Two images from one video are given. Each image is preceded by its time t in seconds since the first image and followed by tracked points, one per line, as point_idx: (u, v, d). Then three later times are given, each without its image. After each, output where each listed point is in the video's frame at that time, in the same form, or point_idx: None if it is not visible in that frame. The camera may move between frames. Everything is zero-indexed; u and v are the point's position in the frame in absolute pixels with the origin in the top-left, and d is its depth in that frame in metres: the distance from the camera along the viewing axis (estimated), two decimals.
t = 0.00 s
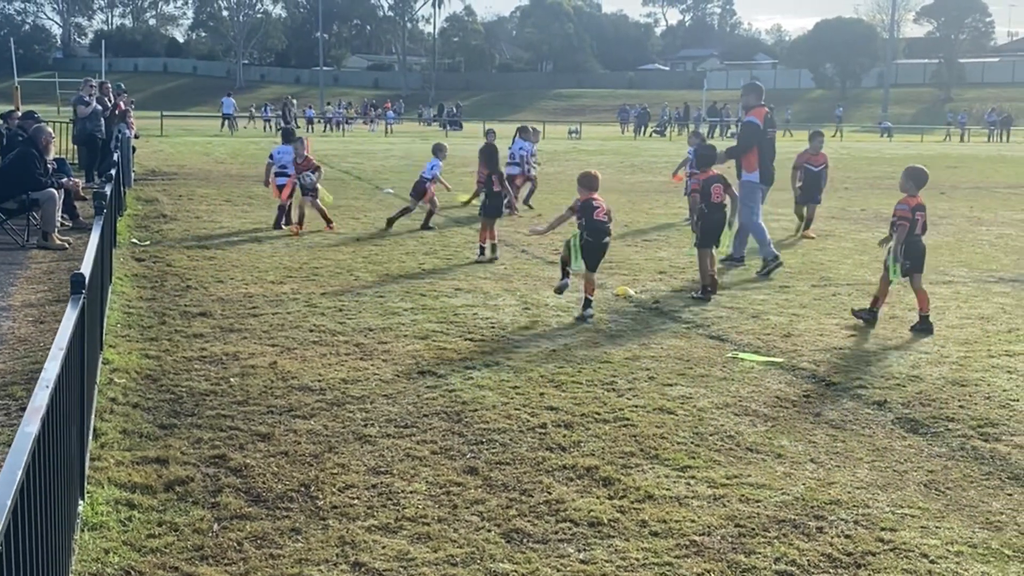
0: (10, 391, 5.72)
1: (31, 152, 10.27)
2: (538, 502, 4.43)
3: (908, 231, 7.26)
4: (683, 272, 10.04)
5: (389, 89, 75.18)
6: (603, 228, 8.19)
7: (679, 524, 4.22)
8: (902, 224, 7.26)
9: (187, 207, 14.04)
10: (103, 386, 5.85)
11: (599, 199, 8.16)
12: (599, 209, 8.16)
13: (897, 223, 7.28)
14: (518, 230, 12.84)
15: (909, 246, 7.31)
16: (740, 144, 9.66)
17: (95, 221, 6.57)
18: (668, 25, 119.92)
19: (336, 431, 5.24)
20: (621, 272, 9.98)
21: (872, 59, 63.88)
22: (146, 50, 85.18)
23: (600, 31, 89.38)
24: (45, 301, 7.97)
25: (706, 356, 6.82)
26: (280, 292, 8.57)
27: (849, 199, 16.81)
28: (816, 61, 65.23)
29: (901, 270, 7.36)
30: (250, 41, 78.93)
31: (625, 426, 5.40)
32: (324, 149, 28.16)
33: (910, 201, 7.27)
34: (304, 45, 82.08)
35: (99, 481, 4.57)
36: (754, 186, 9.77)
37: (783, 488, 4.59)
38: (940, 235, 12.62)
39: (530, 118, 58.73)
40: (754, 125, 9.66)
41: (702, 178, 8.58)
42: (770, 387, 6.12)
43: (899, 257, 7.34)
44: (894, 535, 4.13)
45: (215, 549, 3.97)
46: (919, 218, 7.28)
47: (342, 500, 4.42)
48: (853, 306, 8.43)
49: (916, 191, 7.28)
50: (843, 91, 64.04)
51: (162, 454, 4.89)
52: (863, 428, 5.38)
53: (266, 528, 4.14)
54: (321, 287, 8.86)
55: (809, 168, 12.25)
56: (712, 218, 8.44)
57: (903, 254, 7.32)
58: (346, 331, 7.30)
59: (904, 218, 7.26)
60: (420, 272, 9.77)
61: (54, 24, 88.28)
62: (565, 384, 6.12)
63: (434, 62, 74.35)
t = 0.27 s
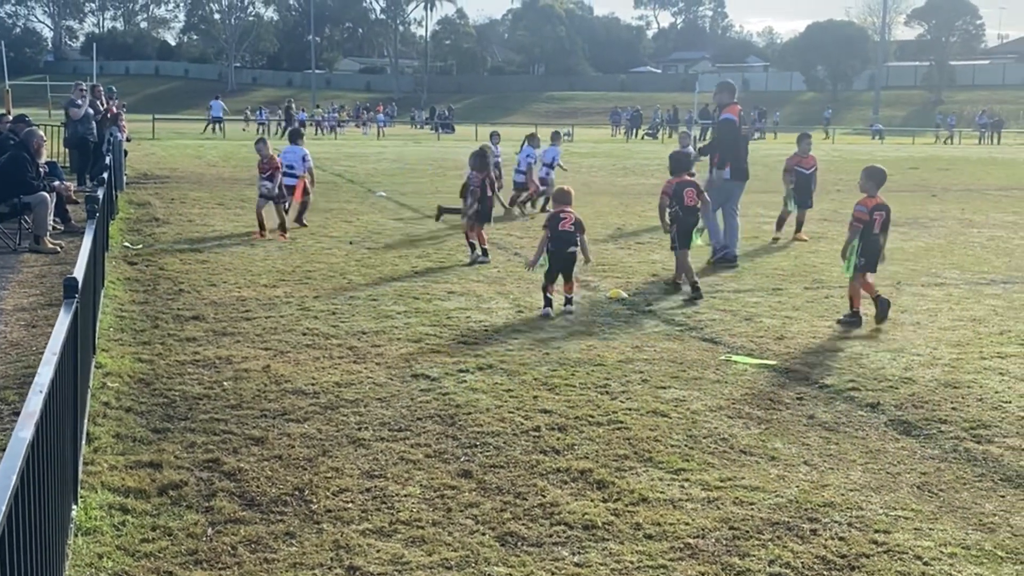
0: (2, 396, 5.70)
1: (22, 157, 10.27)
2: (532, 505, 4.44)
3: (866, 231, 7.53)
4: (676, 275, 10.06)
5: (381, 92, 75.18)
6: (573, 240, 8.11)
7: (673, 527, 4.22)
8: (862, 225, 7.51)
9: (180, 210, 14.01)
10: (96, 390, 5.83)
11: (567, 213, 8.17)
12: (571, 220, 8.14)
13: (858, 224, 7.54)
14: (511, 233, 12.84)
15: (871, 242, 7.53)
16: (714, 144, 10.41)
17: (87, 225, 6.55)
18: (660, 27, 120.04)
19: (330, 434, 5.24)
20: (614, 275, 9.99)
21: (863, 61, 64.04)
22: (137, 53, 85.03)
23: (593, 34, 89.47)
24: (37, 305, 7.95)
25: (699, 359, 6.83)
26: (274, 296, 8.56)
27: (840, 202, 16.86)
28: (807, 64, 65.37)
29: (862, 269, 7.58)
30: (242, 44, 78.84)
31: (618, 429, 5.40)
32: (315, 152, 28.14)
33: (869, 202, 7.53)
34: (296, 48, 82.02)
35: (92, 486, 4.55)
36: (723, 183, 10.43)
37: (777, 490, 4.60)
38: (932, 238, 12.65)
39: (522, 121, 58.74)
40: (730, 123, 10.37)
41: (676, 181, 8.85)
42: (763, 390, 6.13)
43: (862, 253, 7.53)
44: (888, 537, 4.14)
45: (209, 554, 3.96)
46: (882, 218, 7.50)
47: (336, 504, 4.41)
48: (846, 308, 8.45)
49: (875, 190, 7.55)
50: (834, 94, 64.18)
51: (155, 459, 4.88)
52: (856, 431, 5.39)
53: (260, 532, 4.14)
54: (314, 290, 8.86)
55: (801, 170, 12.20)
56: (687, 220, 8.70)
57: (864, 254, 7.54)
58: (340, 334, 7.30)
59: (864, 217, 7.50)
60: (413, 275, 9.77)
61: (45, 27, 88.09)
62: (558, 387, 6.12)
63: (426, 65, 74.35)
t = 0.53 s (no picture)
0: None
1: (12, 162, 10.26)
2: (523, 511, 4.44)
3: (834, 232, 7.73)
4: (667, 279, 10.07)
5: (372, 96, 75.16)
6: (545, 231, 8.39)
7: (664, 532, 4.23)
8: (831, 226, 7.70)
9: (170, 215, 13.99)
10: (87, 397, 5.82)
11: (543, 203, 8.31)
12: (544, 213, 8.32)
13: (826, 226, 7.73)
14: (502, 237, 12.85)
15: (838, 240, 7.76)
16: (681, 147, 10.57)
17: (77, 230, 6.54)
18: (650, 31, 120.24)
19: (321, 440, 5.23)
20: (605, 279, 10.00)
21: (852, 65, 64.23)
22: (127, 57, 84.83)
23: (583, 38, 89.58)
24: (26, 311, 7.93)
25: (689, 363, 6.85)
26: (264, 301, 8.55)
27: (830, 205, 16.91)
28: (796, 67, 65.55)
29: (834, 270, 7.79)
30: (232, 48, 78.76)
31: (609, 433, 5.41)
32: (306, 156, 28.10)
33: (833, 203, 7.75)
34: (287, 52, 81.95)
35: (83, 493, 4.54)
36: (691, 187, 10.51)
37: (768, 495, 4.61)
38: (921, 241, 12.70)
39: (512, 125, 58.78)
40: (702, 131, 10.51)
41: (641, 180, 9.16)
42: (754, 394, 6.15)
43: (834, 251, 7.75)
44: (878, 541, 4.15)
45: (200, 560, 3.96)
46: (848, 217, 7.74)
47: (328, 509, 4.41)
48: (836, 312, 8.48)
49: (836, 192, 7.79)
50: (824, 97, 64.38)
51: (146, 466, 4.87)
52: (846, 434, 5.41)
53: (251, 539, 4.13)
54: (305, 295, 8.85)
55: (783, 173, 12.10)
56: (655, 220, 9.09)
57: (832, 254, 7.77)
58: (331, 339, 7.29)
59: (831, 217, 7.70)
60: (404, 280, 9.77)
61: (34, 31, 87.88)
62: (549, 392, 6.12)
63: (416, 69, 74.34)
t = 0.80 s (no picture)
0: None
1: None
2: (514, 516, 4.43)
3: (795, 231, 8.05)
4: (656, 283, 10.09)
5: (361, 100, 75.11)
6: (518, 236, 8.65)
7: (655, 536, 4.23)
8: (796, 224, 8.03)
9: (158, 220, 13.95)
10: (75, 403, 5.79)
11: (513, 210, 8.57)
12: (516, 219, 8.58)
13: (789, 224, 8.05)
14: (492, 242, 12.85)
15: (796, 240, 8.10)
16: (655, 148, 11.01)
17: (65, 235, 6.51)
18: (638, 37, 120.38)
19: (311, 446, 5.22)
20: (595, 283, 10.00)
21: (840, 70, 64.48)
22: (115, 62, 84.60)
23: (571, 43, 89.71)
24: (14, 317, 7.90)
25: (679, 367, 6.85)
26: (253, 306, 8.54)
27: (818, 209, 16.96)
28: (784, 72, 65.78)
29: (793, 267, 8.10)
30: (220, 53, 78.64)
31: (599, 438, 5.41)
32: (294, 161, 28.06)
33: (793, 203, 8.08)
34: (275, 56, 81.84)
35: (72, 500, 4.52)
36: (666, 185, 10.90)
37: (758, 499, 4.62)
38: (909, 245, 12.74)
39: (501, 130, 58.78)
40: (681, 133, 10.96)
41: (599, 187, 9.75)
42: (743, 397, 6.16)
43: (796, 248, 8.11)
44: (868, 544, 4.16)
45: (190, 567, 3.94)
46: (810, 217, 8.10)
47: (317, 515, 4.40)
48: (825, 315, 8.50)
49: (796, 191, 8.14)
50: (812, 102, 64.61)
51: (134, 472, 4.85)
52: (835, 438, 5.42)
53: (241, 545, 4.12)
54: (294, 300, 8.84)
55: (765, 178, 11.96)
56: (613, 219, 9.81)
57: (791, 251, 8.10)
58: (320, 345, 7.28)
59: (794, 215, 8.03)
60: (394, 285, 9.75)
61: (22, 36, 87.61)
62: (540, 397, 6.12)
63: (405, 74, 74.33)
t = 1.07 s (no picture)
0: None
1: None
2: (501, 523, 4.43)
3: (755, 237, 8.18)
4: (643, 288, 10.10)
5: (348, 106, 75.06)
6: (505, 234, 8.68)
7: (641, 543, 4.24)
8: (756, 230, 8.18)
9: (144, 226, 13.92)
10: (60, 411, 5.77)
11: (502, 208, 8.63)
12: (505, 216, 8.63)
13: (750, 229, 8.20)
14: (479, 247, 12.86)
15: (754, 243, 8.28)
16: (638, 151, 11.08)
17: (50, 243, 6.49)
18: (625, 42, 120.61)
19: (298, 453, 5.21)
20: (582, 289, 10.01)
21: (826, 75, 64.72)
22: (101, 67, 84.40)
23: (558, 48, 89.83)
24: None
25: (665, 373, 6.86)
26: (240, 313, 8.52)
27: (804, 214, 17.00)
28: (770, 77, 65.99)
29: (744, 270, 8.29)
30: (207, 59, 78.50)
31: (587, 443, 5.42)
32: (282, 167, 28.03)
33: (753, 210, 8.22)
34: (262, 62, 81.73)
35: (57, 509, 4.50)
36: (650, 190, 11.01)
37: (745, 504, 4.63)
38: (894, 250, 12.78)
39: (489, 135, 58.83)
40: (665, 138, 11.06)
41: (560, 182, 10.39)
42: (730, 403, 6.17)
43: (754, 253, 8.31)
44: (854, 550, 4.17)
45: None
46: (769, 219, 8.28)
47: (304, 524, 4.39)
48: (811, 320, 8.52)
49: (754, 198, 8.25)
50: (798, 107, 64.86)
51: (120, 480, 4.83)
52: (822, 443, 5.43)
53: (227, 554, 4.11)
54: (281, 306, 8.83)
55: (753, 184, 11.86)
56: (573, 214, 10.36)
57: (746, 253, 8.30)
58: (306, 352, 7.26)
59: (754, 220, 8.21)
60: (381, 291, 9.73)
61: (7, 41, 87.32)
62: (527, 403, 6.12)
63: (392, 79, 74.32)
